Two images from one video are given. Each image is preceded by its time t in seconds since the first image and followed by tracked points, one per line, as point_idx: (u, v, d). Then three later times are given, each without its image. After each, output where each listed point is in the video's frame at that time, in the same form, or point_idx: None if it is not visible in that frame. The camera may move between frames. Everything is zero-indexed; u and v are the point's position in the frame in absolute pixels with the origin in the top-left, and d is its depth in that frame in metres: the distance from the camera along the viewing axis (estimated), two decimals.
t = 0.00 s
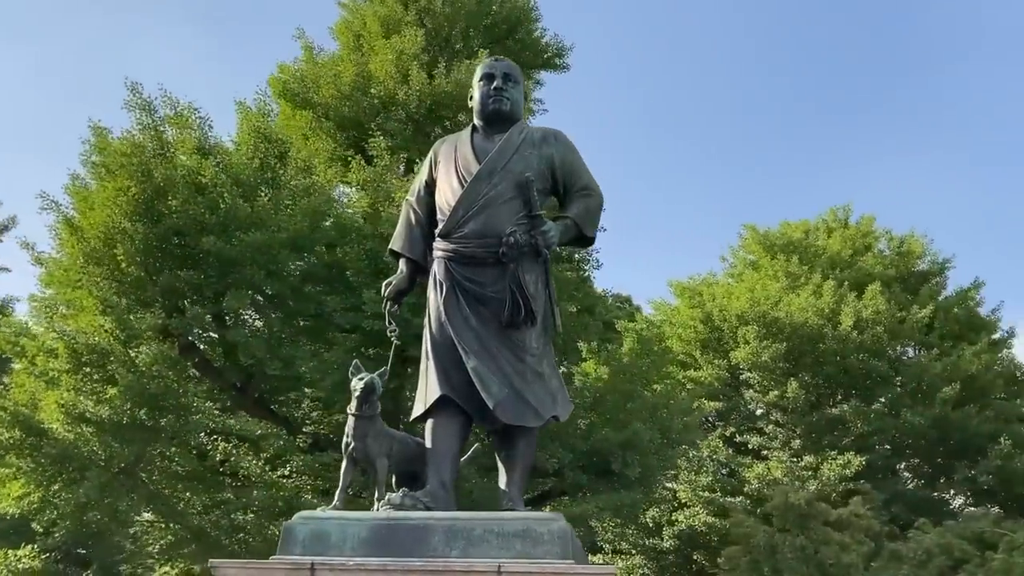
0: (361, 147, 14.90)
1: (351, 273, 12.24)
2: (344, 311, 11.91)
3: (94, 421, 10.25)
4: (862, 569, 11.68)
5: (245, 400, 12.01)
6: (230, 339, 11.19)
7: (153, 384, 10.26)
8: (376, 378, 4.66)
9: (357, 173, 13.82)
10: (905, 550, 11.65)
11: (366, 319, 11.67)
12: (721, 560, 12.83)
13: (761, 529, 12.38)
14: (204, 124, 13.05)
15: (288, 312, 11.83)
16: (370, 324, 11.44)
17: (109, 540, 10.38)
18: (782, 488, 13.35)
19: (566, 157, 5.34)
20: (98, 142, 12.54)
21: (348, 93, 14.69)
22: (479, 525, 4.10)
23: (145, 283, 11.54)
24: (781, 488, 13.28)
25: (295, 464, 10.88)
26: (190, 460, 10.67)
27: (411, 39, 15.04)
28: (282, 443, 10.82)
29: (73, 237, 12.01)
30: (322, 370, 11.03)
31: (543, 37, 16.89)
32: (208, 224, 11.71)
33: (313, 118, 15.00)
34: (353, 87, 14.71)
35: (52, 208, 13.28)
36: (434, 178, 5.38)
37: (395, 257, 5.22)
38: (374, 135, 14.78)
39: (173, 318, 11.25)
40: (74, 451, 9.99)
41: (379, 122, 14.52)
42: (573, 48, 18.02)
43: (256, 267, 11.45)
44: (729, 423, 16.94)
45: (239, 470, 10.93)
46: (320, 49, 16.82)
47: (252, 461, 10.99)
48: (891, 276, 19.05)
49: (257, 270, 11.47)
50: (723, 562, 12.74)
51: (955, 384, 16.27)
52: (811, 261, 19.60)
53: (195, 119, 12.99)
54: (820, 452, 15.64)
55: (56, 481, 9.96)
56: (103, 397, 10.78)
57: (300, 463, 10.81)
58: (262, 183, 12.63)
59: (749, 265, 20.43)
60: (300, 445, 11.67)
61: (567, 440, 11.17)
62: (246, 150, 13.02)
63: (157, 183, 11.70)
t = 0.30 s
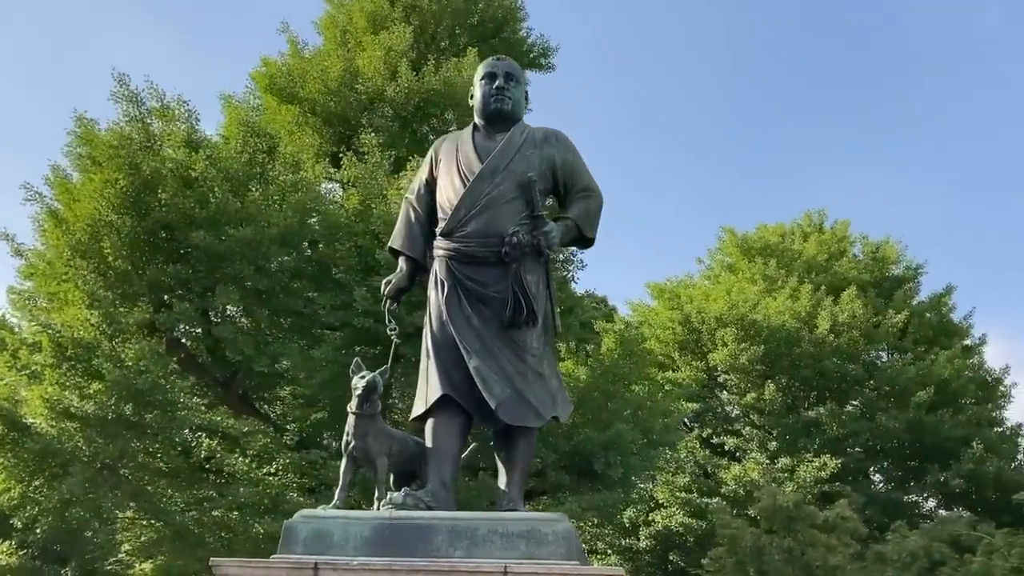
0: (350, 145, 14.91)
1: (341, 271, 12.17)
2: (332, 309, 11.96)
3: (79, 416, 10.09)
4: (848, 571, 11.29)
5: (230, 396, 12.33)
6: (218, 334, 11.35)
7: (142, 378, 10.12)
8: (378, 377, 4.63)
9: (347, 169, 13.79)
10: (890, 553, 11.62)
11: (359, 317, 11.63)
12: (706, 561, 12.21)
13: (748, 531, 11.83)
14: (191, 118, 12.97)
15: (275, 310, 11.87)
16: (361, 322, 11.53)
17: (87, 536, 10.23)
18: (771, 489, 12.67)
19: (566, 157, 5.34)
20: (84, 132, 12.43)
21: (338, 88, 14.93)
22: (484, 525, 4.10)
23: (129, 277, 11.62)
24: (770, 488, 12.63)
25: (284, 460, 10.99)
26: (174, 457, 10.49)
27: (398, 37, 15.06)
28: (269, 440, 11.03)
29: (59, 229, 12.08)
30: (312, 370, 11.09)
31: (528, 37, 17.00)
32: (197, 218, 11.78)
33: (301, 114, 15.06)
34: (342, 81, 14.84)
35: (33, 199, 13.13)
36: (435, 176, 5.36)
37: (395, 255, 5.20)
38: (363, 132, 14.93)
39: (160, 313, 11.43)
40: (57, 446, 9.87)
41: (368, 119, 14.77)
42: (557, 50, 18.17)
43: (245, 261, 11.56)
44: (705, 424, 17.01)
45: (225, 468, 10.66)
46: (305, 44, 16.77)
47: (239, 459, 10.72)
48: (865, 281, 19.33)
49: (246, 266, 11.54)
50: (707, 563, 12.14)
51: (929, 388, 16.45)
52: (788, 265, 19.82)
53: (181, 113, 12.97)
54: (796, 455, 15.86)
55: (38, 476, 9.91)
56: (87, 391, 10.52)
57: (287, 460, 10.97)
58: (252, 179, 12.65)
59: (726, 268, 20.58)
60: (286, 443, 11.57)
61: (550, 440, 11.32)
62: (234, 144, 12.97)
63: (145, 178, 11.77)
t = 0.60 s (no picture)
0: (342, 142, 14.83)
1: (332, 268, 12.23)
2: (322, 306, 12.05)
3: (64, 411, 9.99)
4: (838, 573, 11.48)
5: (215, 392, 12.12)
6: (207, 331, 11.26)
7: (133, 373, 9.95)
8: (381, 376, 4.60)
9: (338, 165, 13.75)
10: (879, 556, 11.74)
11: (350, 314, 11.67)
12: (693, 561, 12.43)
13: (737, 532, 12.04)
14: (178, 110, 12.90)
15: (265, 308, 11.87)
16: (350, 319, 11.59)
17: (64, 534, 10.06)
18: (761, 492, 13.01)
19: (568, 158, 5.34)
20: (68, 122, 12.30)
21: (325, 84, 14.91)
22: (489, 525, 4.08)
23: (117, 272, 11.42)
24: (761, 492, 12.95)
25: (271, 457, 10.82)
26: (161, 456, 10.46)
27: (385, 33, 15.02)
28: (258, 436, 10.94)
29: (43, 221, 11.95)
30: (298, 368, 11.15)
31: (514, 37, 17.06)
32: (187, 213, 11.71)
33: (288, 109, 15.03)
34: (330, 77, 14.84)
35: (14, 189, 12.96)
36: (436, 174, 5.34)
37: (396, 253, 5.16)
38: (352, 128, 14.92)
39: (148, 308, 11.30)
40: (41, 442, 9.73)
41: (356, 115, 14.80)
42: (542, 50, 18.25)
43: (235, 258, 11.54)
44: (681, 425, 16.99)
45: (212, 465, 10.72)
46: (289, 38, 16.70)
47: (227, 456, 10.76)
48: (842, 285, 19.57)
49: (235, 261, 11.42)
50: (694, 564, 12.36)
51: (904, 392, 16.68)
52: (765, 268, 19.98)
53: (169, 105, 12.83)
54: (774, 456, 16.05)
55: (20, 471, 9.78)
56: (73, 385, 10.46)
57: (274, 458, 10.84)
58: (242, 174, 12.58)
59: (704, 269, 20.72)
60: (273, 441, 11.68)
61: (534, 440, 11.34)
62: (222, 138, 12.89)
63: (135, 170, 11.60)
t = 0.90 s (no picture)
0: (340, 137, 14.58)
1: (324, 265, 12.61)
2: (313, 302, 12.37)
3: (50, 406, 9.74)
4: None
5: (199, 389, 12.13)
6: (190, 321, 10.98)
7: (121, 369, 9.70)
8: (385, 374, 4.56)
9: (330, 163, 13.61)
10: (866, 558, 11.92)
11: (341, 310, 12.00)
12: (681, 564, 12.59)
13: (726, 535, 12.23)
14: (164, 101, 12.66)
15: (256, 305, 12.09)
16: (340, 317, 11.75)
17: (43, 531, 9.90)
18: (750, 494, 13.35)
19: (571, 159, 5.35)
20: (51, 112, 12.08)
21: (311, 78, 14.73)
22: (495, 526, 4.06)
23: (106, 265, 11.06)
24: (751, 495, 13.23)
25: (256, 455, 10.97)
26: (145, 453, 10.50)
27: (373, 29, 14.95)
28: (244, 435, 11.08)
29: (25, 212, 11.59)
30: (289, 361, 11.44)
31: (500, 36, 17.07)
32: (177, 206, 11.50)
33: (275, 103, 14.87)
34: (318, 71, 14.71)
35: None
36: (438, 173, 5.31)
37: (398, 251, 5.12)
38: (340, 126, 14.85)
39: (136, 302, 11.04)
40: (24, 436, 9.52)
41: (343, 111, 14.70)
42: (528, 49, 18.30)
43: (226, 253, 11.53)
44: (660, 426, 17.06)
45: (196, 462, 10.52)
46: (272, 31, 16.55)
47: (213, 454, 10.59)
48: (819, 288, 19.79)
49: (227, 256, 11.56)
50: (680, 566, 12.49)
51: (880, 395, 16.92)
52: (744, 270, 20.11)
53: (157, 99, 12.64)
54: (751, 458, 16.18)
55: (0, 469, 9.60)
56: (59, 381, 10.14)
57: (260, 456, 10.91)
58: (232, 168, 12.44)
59: (682, 271, 20.80)
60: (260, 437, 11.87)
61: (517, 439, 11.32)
62: (212, 132, 12.70)
63: (125, 161, 11.24)
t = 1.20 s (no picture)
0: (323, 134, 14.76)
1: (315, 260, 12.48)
2: (302, 299, 12.32)
3: (35, 401, 9.70)
4: None
5: (184, 384, 11.95)
6: (176, 314, 10.96)
7: (106, 364, 9.71)
8: (389, 371, 4.53)
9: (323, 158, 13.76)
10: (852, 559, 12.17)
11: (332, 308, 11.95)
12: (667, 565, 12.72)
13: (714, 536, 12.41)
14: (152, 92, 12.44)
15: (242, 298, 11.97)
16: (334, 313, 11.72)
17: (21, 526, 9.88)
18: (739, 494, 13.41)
19: (574, 159, 5.36)
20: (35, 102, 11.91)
21: (299, 74, 14.73)
22: (502, 526, 4.06)
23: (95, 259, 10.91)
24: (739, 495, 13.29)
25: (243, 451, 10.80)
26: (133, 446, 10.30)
27: (362, 25, 14.96)
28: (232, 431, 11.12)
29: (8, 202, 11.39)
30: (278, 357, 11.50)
31: (485, 34, 17.14)
32: (168, 200, 11.35)
33: (261, 96, 14.81)
34: (305, 66, 14.68)
35: None
36: (441, 170, 5.29)
37: (400, 248, 5.10)
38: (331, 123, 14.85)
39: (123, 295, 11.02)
40: (8, 431, 9.61)
41: (330, 107, 14.78)
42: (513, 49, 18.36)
43: (216, 248, 11.49)
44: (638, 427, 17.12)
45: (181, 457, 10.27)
46: (256, 24, 16.44)
47: (199, 450, 10.31)
48: (796, 291, 20.04)
49: (217, 251, 11.50)
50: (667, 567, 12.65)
51: (857, 398, 17.12)
52: (722, 272, 20.24)
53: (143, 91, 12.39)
54: (728, 459, 16.31)
55: None
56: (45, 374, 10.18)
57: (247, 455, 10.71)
58: (221, 163, 12.35)
59: (660, 272, 20.89)
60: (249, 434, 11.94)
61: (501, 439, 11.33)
62: (201, 126, 12.55)
63: (113, 154, 11.16)
